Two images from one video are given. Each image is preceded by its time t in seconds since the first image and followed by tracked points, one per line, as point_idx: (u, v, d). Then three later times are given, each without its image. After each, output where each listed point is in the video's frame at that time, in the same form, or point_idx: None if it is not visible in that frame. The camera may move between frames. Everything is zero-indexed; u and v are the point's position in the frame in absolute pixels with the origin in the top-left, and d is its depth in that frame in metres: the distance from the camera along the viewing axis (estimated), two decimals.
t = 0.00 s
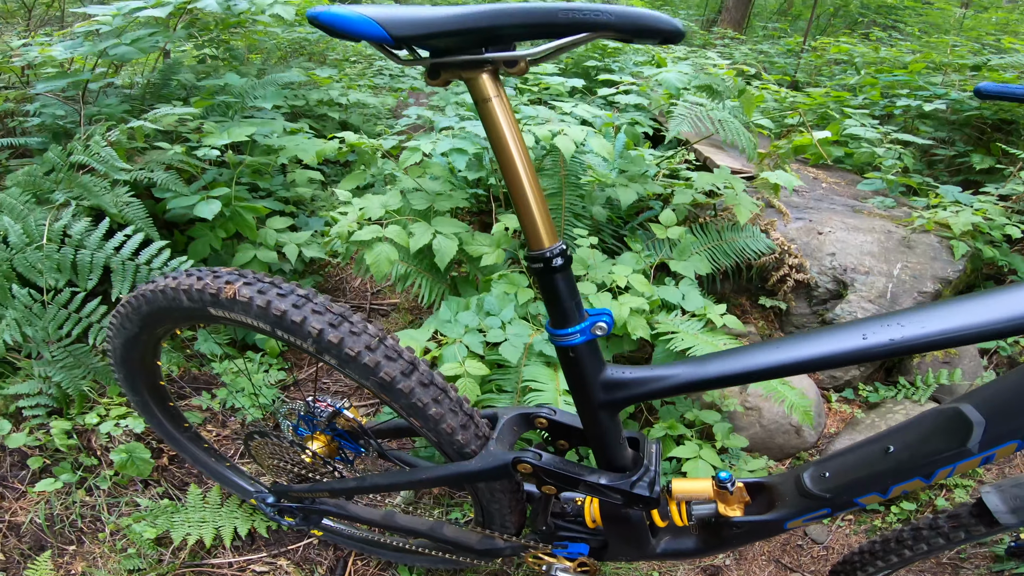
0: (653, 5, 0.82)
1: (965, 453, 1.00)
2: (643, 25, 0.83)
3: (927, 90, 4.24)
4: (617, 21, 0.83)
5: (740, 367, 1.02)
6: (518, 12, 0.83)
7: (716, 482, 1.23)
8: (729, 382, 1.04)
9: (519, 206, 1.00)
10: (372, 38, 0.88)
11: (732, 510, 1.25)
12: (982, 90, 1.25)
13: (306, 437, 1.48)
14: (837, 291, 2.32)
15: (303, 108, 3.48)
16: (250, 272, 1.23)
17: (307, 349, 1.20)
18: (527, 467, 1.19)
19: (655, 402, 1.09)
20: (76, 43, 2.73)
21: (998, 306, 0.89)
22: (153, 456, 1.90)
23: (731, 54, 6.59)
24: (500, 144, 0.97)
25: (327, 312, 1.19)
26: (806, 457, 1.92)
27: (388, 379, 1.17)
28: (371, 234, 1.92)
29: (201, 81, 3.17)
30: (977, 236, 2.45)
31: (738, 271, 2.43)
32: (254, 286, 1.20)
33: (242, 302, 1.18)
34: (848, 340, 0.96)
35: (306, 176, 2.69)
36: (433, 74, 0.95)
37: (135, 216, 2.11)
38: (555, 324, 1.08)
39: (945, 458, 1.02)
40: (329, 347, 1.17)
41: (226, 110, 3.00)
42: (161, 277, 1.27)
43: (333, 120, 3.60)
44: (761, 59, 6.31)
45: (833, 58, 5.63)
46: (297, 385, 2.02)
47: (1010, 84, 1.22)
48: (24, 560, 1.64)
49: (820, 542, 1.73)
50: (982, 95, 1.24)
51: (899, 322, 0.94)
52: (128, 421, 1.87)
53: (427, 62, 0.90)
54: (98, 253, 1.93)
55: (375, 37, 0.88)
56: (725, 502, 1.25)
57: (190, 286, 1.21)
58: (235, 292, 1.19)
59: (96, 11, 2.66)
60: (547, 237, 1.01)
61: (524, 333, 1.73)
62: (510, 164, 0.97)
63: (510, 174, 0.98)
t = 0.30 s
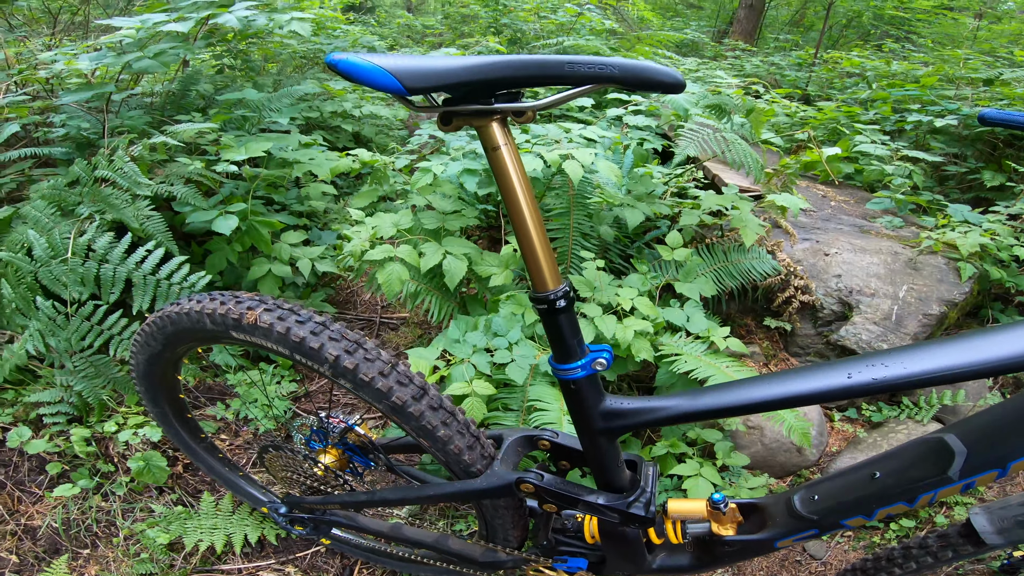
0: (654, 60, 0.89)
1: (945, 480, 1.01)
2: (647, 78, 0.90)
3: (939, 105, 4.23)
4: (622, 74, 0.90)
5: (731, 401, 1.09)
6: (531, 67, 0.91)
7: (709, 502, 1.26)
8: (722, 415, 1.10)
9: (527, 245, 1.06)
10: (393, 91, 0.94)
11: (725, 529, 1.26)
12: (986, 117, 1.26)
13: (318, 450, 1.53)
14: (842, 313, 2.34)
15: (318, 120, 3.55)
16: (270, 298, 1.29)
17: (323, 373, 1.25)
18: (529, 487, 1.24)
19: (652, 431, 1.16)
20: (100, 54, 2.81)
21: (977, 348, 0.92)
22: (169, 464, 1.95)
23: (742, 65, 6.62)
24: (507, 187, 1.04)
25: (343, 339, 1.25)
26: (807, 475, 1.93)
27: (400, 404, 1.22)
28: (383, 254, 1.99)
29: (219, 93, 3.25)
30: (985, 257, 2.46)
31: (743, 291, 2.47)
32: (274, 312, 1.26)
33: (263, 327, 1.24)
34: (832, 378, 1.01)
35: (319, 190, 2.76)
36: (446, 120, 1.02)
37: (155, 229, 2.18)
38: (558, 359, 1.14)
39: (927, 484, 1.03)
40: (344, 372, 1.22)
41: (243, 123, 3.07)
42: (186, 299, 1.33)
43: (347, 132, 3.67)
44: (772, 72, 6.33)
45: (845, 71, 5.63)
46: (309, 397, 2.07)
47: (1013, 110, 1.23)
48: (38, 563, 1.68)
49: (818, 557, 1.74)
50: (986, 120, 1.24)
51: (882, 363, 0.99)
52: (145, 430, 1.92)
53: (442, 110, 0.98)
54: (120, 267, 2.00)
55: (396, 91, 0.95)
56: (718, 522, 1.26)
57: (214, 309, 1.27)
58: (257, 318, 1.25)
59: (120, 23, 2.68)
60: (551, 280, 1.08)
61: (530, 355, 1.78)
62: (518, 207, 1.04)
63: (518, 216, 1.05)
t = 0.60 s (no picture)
0: (661, 87, 0.92)
1: (946, 496, 1.00)
2: (653, 104, 0.93)
3: (951, 116, 4.21)
4: (629, 100, 0.93)
5: (734, 419, 1.10)
6: (541, 93, 0.94)
7: (713, 517, 1.26)
8: (725, 434, 1.12)
9: (534, 266, 1.09)
10: (406, 116, 0.98)
11: (727, 542, 1.28)
12: (994, 132, 1.24)
13: (327, 458, 1.54)
14: (851, 328, 2.33)
15: (331, 129, 3.61)
16: (284, 312, 1.32)
17: (335, 386, 1.27)
18: (534, 499, 1.25)
19: (654, 448, 1.17)
20: (121, 63, 2.87)
21: (977, 370, 0.93)
22: (179, 468, 1.98)
23: (753, 76, 6.63)
24: (516, 209, 1.07)
25: (354, 352, 1.27)
26: (814, 489, 1.92)
27: (409, 417, 1.24)
28: (393, 267, 2.02)
29: (236, 103, 3.32)
30: (997, 271, 2.44)
31: (752, 306, 2.47)
32: (288, 325, 1.29)
33: (277, 340, 1.27)
34: (835, 398, 1.03)
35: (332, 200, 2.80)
36: (457, 144, 1.05)
37: (172, 238, 2.22)
38: (564, 376, 1.16)
39: (928, 500, 1.02)
40: (356, 385, 1.25)
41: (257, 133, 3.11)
42: (204, 310, 1.37)
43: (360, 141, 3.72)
44: (783, 82, 6.33)
45: (857, 81, 5.62)
46: (318, 405, 2.09)
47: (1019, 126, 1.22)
48: (47, 564, 1.71)
49: (823, 571, 1.72)
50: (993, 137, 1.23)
51: (884, 384, 1.00)
52: (158, 436, 1.95)
53: (453, 134, 1.01)
54: (138, 276, 2.04)
55: (409, 115, 0.98)
56: (720, 535, 1.28)
57: (230, 322, 1.30)
58: (271, 330, 1.28)
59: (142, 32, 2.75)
60: (559, 301, 1.10)
61: (537, 368, 1.79)
62: (527, 229, 1.07)
63: (526, 237, 1.08)
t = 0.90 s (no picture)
0: (662, 102, 0.93)
1: (949, 509, 0.99)
2: (656, 118, 0.94)
3: (960, 125, 4.20)
4: (632, 114, 0.94)
5: (736, 431, 1.10)
6: (545, 108, 0.95)
7: (714, 528, 1.26)
8: (727, 446, 1.12)
9: (537, 278, 1.10)
10: (411, 129, 0.99)
11: (729, 554, 1.27)
12: (1003, 143, 1.23)
13: (331, 466, 1.55)
14: (858, 340, 2.32)
15: (340, 138, 3.64)
16: (291, 321, 1.33)
17: (339, 396, 1.28)
18: (535, 509, 1.25)
19: (656, 460, 1.17)
20: (136, 70, 2.92)
21: (981, 385, 0.91)
22: (184, 474, 1.99)
23: (759, 85, 6.64)
24: (519, 222, 1.08)
25: (359, 362, 1.28)
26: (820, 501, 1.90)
27: (412, 426, 1.25)
28: (399, 277, 2.04)
29: (247, 110, 3.36)
30: (1006, 283, 2.42)
31: (758, 318, 2.46)
32: (294, 335, 1.30)
33: (283, 349, 1.28)
34: (836, 412, 1.02)
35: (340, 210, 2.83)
36: (462, 157, 1.07)
37: (183, 245, 2.25)
38: (567, 389, 1.17)
39: (930, 512, 1.01)
40: (360, 394, 1.25)
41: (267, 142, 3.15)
42: (212, 319, 1.39)
43: (368, 150, 3.76)
44: (791, 91, 6.33)
45: (864, 90, 5.61)
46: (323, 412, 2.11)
47: None
48: (49, 566, 1.70)
49: None
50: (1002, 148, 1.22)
51: (886, 398, 0.99)
52: (164, 441, 1.97)
53: (458, 147, 1.02)
54: (148, 282, 2.07)
55: (415, 129, 0.99)
56: (722, 547, 1.27)
57: (237, 330, 1.32)
58: (277, 339, 1.29)
59: (157, 40, 2.79)
60: (561, 314, 1.11)
61: (541, 379, 1.79)
62: (530, 242, 1.08)
63: (529, 250, 1.08)
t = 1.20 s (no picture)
0: (664, 109, 0.93)
1: (954, 519, 0.97)
2: (657, 125, 0.94)
3: (968, 133, 4.17)
4: (632, 121, 0.93)
5: (738, 441, 1.09)
6: (545, 114, 0.95)
7: (715, 539, 1.24)
8: (728, 457, 1.11)
9: (537, 286, 1.09)
10: (412, 136, 0.99)
11: (730, 565, 1.24)
12: (1010, 150, 1.20)
13: (331, 471, 1.55)
14: (865, 350, 2.29)
15: (346, 144, 3.67)
16: (292, 327, 1.33)
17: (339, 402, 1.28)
18: (534, 518, 1.25)
19: (657, 470, 1.16)
20: (146, 75, 2.95)
21: (987, 397, 0.90)
22: (185, 477, 1.99)
23: (766, 93, 6.64)
24: (520, 229, 1.08)
25: (360, 369, 1.28)
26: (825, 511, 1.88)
27: (412, 433, 1.24)
28: (403, 284, 2.04)
29: (255, 116, 3.39)
30: (1015, 293, 2.40)
31: (763, 327, 2.45)
32: (295, 340, 1.30)
33: (284, 355, 1.28)
34: (840, 423, 1.01)
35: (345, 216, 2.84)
36: (463, 164, 1.07)
37: (188, 250, 2.26)
38: (567, 398, 1.16)
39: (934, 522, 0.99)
40: (360, 401, 1.25)
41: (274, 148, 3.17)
42: (214, 323, 1.39)
43: (374, 155, 3.78)
44: (797, 99, 6.33)
45: (872, 98, 5.60)
46: (325, 418, 2.11)
47: None
48: (46, 567, 1.69)
49: None
50: (1008, 155, 1.20)
51: (891, 408, 0.98)
52: (165, 445, 1.98)
53: (458, 154, 1.02)
54: (153, 287, 2.07)
55: (415, 135, 1.00)
56: (722, 557, 1.24)
57: (239, 335, 1.32)
58: (279, 345, 1.29)
59: (167, 45, 2.82)
60: (562, 323, 1.11)
61: (543, 388, 1.78)
62: (530, 249, 1.08)
63: (529, 258, 1.08)
